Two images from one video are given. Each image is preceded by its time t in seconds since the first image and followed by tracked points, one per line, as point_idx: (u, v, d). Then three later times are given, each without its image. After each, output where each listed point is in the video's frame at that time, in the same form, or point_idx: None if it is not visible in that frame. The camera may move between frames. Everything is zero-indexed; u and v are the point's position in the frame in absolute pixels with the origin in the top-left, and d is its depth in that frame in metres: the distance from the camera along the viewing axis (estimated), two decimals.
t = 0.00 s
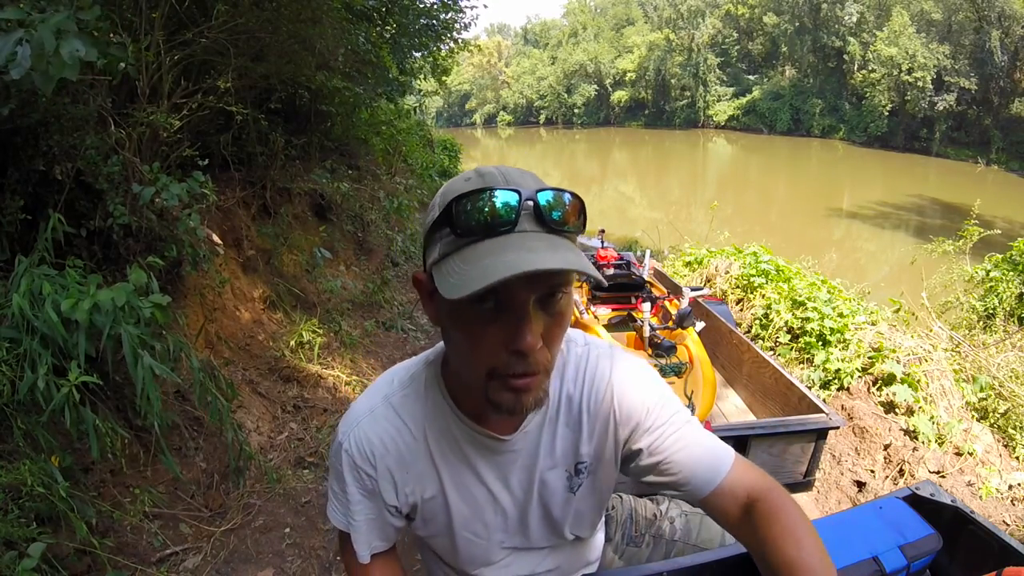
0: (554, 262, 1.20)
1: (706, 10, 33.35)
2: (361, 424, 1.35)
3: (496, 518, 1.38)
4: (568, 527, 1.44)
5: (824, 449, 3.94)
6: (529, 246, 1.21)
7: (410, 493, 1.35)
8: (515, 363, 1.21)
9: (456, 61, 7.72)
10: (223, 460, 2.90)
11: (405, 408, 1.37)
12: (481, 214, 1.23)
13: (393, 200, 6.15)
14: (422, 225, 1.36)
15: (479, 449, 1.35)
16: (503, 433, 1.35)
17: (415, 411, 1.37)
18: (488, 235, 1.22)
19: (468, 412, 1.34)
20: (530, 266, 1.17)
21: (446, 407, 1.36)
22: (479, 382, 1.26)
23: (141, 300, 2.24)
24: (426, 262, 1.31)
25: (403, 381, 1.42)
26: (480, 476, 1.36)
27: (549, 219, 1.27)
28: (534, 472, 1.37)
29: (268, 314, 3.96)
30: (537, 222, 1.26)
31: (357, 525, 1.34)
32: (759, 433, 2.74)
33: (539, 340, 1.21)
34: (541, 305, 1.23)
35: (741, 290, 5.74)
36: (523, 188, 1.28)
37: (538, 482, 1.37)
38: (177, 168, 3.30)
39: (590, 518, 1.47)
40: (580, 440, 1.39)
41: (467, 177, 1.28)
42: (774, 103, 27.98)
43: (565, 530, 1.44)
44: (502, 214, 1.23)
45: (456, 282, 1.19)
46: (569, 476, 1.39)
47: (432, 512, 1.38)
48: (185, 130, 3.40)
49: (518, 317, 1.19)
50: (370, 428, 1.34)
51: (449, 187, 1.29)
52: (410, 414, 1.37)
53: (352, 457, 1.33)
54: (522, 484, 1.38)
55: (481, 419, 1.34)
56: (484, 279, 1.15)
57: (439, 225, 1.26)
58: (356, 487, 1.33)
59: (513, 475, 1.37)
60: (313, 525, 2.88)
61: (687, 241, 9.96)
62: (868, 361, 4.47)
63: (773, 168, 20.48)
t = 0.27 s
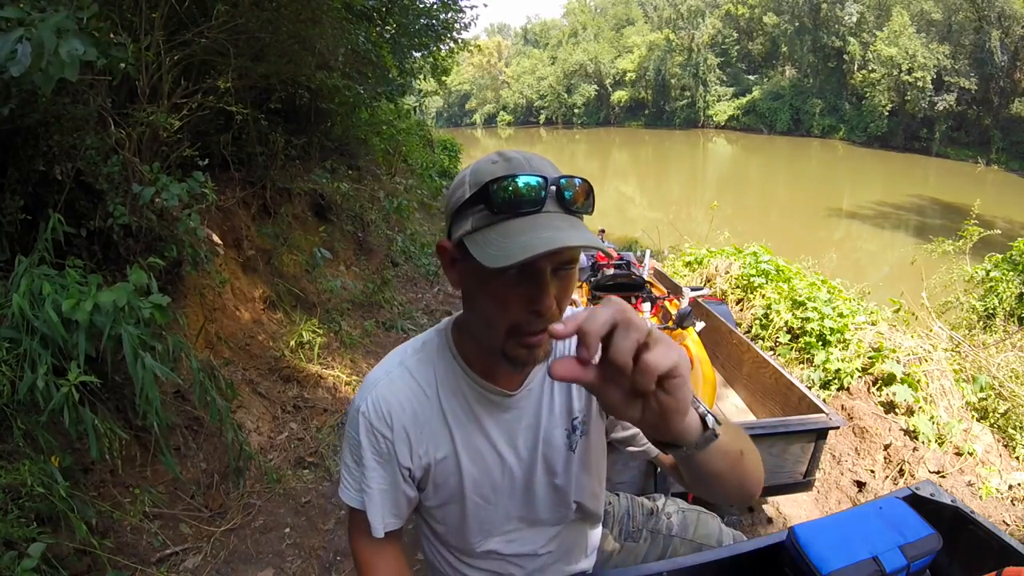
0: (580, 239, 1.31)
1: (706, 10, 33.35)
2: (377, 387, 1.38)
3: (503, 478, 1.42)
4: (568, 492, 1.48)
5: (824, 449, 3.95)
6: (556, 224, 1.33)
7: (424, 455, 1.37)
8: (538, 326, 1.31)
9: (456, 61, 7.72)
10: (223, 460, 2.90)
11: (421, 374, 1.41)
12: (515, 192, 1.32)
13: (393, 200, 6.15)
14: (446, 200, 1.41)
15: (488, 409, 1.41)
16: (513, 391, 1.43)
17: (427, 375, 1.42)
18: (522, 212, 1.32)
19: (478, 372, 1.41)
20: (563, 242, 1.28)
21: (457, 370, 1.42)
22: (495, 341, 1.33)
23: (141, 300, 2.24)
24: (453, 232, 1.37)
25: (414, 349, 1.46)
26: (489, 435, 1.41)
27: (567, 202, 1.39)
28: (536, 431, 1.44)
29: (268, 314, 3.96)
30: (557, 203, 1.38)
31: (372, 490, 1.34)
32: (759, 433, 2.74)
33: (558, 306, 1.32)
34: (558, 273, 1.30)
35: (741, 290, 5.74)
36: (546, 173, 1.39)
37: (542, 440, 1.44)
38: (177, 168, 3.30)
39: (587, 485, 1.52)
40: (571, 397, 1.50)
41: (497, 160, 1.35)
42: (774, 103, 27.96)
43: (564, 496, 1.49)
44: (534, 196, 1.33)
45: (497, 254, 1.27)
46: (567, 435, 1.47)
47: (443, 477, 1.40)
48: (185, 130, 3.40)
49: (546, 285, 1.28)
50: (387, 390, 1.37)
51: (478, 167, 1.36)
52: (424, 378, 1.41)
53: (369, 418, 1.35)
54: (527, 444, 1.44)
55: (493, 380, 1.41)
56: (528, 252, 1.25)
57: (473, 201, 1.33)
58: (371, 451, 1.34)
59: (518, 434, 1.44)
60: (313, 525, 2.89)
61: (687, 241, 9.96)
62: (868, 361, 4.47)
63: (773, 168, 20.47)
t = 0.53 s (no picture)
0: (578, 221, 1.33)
1: (706, 10, 33.37)
2: (384, 365, 1.38)
3: (504, 458, 1.42)
4: (567, 472, 1.49)
5: (824, 449, 3.95)
6: (556, 209, 1.34)
7: (430, 433, 1.37)
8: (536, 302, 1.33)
9: (456, 61, 7.72)
10: (223, 460, 2.90)
11: (428, 354, 1.41)
12: (516, 179, 1.33)
13: (393, 200, 6.15)
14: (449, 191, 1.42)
15: (491, 388, 1.41)
16: (514, 371, 1.44)
17: (433, 355, 1.42)
18: (523, 199, 1.33)
19: (479, 351, 1.41)
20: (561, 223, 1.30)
21: (462, 351, 1.41)
22: (495, 318, 1.35)
23: (141, 300, 2.24)
24: (456, 219, 1.38)
25: (420, 329, 1.46)
26: (490, 416, 1.41)
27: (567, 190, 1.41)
28: (537, 411, 1.45)
29: (268, 314, 3.96)
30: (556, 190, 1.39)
31: (378, 468, 1.34)
32: (759, 433, 2.74)
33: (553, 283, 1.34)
34: (554, 251, 1.33)
35: (741, 290, 5.74)
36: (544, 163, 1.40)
37: (542, 420, 1.45)
38: (177, 168, 3.29)
39: (586, 467, 1.52)
40: (569, 377, 1.51)
41: (498, 153, 1.36)
42: (774, 103, 27.96)
43: (561, 477, 1.49)
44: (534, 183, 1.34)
45: (500, 236, 1.29)
46: (565, 416, 1.47)
47: (448, 456, 1.40)
48: (185, 130, 3.40)
49: (544, 261, 1.30)
50: (393, 369, 1.37)
51: (480, 159, 1.37)
52: (430, 358, 1.41)
53: (376, 396, 1.35)
54: (526, 424, 1.44)
55: (494, 358, 1.41)
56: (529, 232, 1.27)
57: (476, 189, 1.34)
58: (379, 429, 1.34)
59: (520, 414, 1.44)
60: (313, 525, 2.89)
61: (687, 241, 9.96)
62: (868, 361, 4.47)
63: (773, 168, 20.47)
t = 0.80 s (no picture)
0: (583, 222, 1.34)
1: (706, 10, 33.37)
2: (387, 362, 1.38)
3: (506, 456, 1.41)
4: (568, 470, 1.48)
5: (824, 449, 3.95)
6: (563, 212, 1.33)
7: (432, 430, 1.37)
8: (544, 301, 1.35)
9: (456, 61, 7.72)
10: (223, 460, 2.90)
11: (431, 351, 1.41)
12: (521, 184, 1.30)
13: (393, 200, 6.16)
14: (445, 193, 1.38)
15: (493, 385, 1.41)
16: (517, 369, 1.44)
17: (436, 353, 1.41)
18: (528, 202, 1.31)
19: (481, 349, 1.41)
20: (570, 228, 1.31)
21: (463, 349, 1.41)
22: (501, 317, 1.35)
23: (141, 299, 2.24)
24: (456, 223, 1.35)
25: (422, 327, 1.46)
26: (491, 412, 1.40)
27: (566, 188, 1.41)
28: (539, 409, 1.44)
29: (268, 314, 3.96)
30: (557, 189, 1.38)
31: (380, 463, 1.33)
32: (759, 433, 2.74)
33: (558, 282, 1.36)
34: (557, 251, 1.34)
35: (741, 290, 5.74)
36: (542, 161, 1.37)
37: (544, 418, 1.44)
38: (177, 168, 3.30)
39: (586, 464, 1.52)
40: (571, 376, 1.50)
41: (496, 155, 1.33)
42: (774, 103, 27.94)
43: (562, 475, 1.49)
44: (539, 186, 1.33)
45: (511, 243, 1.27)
46: (567, 415, 1.48)
47: (450, 454, 1.39)
48: (185, 130, 3.40)
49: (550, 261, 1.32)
50: (396, 366, 1.37)
51: (477, 161, 1.33)
52: (433, 355, 1.41)
53: (378, 393, 1.35)
54: (528, 422, 1.43)
55: (498, 356, 1.42)
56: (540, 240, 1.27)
57: (477, 194, 1.30)
58: (381, 426, 1.34)
59: (522, 412, 1.43)
60: (313, 525, 2.89)
61: (687, 241, 9.96)
62: (868, 361, 4.47)
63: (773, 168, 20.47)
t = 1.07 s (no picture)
0: (621, 260, 1.32)
1: (705, 10, 33.38)
2: (393, 373, 1.34)
3: (514, 464, 1.41)
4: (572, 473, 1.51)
5: (824, 449, 3.95)
6: (598, 248, 1.31)
7: (441, 441, 1.34)
8: (571, 325, 1.32)
9: (456, 61, 7.73)
10: (222, 460, 2.89)
11: (438, 360, 1.38)
12: (558, 217, 1.25)
13: (393, 200, 6.17)
14: (464, 212, 1.29)
15: (502, 394, 1.40)
16: (528, 378, 1.43)
17: (443, 361, 1.38)
18: (562, 237, 1.26)
19: (492, 359, 1.39)
20: (608, 270, 1.28)
21: (473, 359, 1.39)
22: (522, 337, 1.32)
23: (141, 299, 2.24)
24: (481, 247, 1.27)
25: (428, 334, 1.42)
26: (501, 422, 1.39)
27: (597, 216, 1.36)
28: (546, 416, 1.45)
29: (268, 314, 3.96)
30: (591, 217, 1.34)
31: (387, 476, 1.31)
32: (759, 433, 2.74)
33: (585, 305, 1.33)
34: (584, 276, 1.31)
35: (741, 290, 5.73)
36: (575, 186, 1.31)
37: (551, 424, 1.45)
38: (177, 168, 3.30)
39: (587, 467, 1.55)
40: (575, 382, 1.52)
41: (525, 178, 1.26)
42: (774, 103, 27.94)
43: (567, 479, 1.51)
44: (576, 220, 1.28)
45: (550, 284, 1.23)
46: (576, 421, 1.50)
47: (458, 463, 1.38)
48: (185, 130, 3.40)
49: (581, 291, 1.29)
50: (404, 376, 1.33)
51: (505, 183, 1.25)
52: (440, 364, 1.38)
53: (385, 405, 1.31)
54: (537, 430, 1.44)
55: (510, 365, 1.40)
56: (582, 286, 1.24)
57: (508, 223, 1.23)
58: (388, 438, 1.30)
59: (530, 418, 1.43)
60: (313, 525, 2.89)
61: (687, 241, 9.96)
62: (868, 361, 4.47)
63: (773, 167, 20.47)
